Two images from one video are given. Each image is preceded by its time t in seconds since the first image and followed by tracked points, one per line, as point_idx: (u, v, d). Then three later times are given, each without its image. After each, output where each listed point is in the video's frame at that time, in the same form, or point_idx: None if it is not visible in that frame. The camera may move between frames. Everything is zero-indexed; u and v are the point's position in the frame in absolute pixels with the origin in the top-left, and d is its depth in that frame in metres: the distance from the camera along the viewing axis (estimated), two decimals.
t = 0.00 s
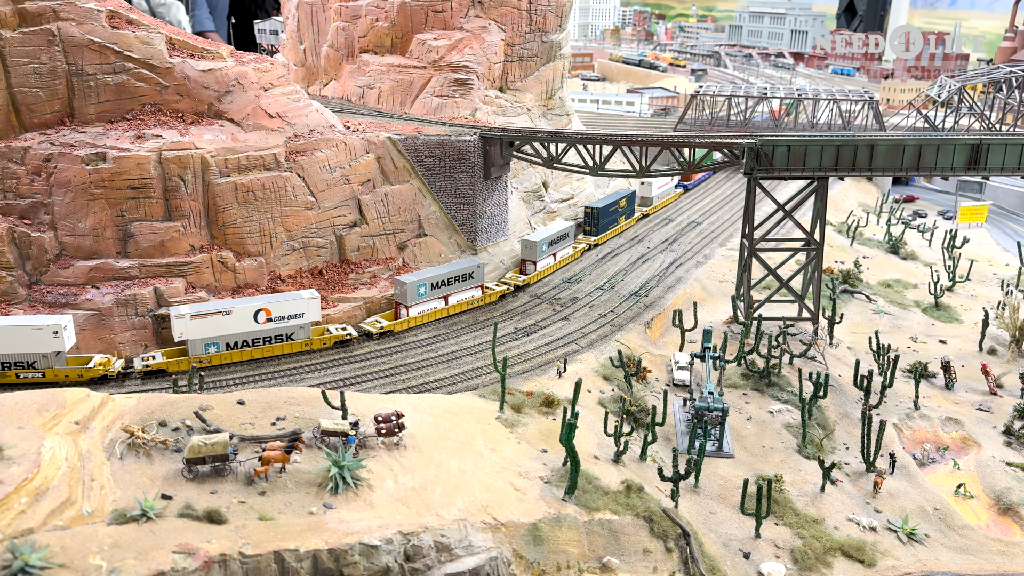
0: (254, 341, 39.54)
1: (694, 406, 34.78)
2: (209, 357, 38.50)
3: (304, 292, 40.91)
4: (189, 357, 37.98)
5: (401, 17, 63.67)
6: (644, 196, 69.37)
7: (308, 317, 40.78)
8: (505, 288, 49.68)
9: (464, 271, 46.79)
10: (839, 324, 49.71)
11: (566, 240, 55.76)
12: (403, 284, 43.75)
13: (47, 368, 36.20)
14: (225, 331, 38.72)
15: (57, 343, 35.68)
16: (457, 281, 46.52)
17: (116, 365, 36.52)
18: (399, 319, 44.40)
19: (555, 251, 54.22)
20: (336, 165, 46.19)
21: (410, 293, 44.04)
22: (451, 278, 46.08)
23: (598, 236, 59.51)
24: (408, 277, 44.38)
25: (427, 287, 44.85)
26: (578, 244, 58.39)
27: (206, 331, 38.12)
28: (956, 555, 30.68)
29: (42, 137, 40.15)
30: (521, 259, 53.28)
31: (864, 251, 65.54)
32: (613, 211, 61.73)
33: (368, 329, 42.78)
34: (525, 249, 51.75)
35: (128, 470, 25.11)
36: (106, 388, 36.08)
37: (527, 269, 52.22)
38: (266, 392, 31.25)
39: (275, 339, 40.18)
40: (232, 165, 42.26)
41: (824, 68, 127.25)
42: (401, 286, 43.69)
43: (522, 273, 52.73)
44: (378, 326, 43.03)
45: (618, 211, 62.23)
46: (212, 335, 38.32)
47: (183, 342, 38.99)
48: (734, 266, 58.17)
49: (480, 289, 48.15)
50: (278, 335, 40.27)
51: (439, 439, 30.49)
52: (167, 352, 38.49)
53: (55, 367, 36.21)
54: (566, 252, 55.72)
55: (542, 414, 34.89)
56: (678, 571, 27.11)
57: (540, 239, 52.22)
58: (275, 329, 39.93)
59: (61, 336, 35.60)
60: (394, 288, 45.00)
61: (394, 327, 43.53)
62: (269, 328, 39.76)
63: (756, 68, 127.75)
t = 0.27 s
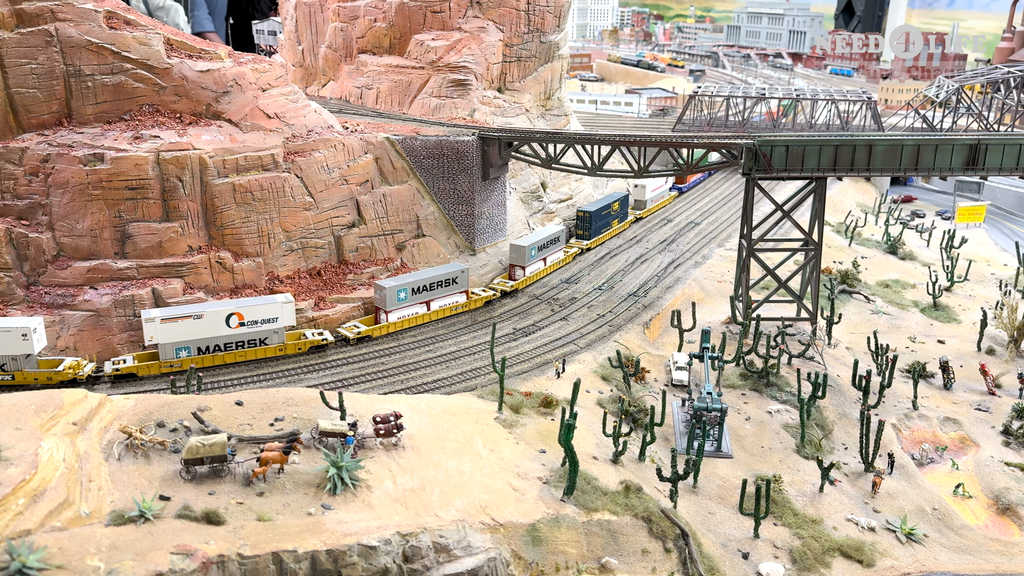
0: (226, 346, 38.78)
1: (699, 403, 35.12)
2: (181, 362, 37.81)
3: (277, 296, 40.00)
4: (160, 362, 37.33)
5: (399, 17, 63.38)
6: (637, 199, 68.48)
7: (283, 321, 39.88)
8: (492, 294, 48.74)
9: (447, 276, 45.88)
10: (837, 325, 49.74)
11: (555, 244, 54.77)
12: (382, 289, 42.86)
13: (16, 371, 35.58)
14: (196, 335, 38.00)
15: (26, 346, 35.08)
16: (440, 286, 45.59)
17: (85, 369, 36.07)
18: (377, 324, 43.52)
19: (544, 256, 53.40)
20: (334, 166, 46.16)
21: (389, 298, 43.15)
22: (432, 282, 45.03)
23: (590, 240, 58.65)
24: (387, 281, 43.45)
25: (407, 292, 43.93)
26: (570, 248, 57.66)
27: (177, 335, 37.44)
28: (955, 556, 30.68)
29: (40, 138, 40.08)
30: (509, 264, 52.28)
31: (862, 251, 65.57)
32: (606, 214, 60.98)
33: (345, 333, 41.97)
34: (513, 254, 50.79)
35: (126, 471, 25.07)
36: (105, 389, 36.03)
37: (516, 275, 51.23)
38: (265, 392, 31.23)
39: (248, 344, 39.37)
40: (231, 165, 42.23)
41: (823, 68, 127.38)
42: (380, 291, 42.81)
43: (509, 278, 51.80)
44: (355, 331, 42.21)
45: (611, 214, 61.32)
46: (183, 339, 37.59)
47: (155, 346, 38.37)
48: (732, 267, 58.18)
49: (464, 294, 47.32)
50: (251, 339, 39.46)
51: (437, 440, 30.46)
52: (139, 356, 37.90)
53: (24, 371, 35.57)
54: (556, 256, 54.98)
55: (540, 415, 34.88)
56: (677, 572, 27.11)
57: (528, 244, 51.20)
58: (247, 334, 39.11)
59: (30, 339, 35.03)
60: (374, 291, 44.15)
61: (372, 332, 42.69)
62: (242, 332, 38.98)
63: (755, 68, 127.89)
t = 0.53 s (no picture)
0: (198, 350, 38.15)
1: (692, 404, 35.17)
2: (153, 366, 37.21)
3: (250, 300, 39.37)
4: (131, 365, 36.74)
5: (397, 17, 63.44)
6: (630, 202, 67.59)
7: (257, 325, 39.27)
8: (477, 299, 47.90)
9: (430, 280, 45.25)
10: (835, 324, 49.77)
11: (546, 248, 53.84)
12: (361, 293, 42.40)
13: None
14: (168, 338, 37.37)
15: None
16: (422, 291, 44.96)
17: (55, 372, 35.59)
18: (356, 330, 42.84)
19: (534, 260, 52.43)
20: (332, 166, 46.15)
21: (369, 302, 42.61)
22: (413, 287, 44.43)
23: (582, 243, 57.73)
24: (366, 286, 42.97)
25: (388, 296, 43.37)
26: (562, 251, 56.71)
27: (149, 338, 36.81)
28: (953, 555, 30.70)
29: (37, 138, 39.99)
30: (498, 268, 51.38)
31: (860, 251, 65.61)
32: (599, 217, 59.91)
33: (322, 338, 41.37)
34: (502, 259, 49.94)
35: (123, 472, 25.02)
36: (102, 390, 36.01)
37: (504, 279, 50.49)
38: (263, 393, 31.20)
39: (221, 347, 38.76)
40: (228, 166, 42.21)
41: (820, 69, 127.55)
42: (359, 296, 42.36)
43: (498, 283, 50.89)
44: (333, 336, 41.58)
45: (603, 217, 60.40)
46: (155, 343, 36.97)
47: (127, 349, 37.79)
48: (730, 267, 58.20)
49: (448, 299, 46.57)
50: (224, 343, 38.82)
51: (435, 440, 30.43)
52: (110, 359, 37.35)
53: None
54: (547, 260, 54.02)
55: (539, 415, 34.87)
56: (675, 572, 27.12)
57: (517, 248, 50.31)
58: (219, 338, 38.47)
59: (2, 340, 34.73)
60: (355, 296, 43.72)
61: (350, 336, 42.02)
62: (215, 336, 38.37)
63: (752, 69, 128.09)
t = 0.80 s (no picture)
0: (171, 353, 37.59)
1: (688, 406, 34.76)
2: (125, 369, 36.78)
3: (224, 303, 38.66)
4: (102, 368, 36.34)
5: (395, 17, 63.37)
6: (623, 205, 66.88)
7: (231, 329, 38.59)
8: (462, 303, 47.10)
9: (412, 285, 44.49)
10: (833, 324, 49.80)
11: (536, 251, 52.90)
12: (340, 297, 41.36)
13: None
14: (140, 341, 36.87)
15: None
16: (403, 295, 44.04)
17: (26, 374, 35.18)
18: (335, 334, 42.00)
19: (523, 265, 51.48)
20: (330, 166, 46.13)
21: (347, 306, 41.64)
22: (394, 291, 43.49)
23: (574, 247, 56.99)
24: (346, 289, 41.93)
25: (367, 300, 42.39)
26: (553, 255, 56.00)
27: (120, 341, 36.34)
28: (951, 554, 30.73)
29: (34, 138, 39.93)
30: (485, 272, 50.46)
31: (858, 251, 65.62)
32: (590, 220, 59.14)
33: (298, 342, 40.54)
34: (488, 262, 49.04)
35: (120, 472, 24.97)
36: (99, 390, 35.98)
37: (491, 284, 49.48)
38: (260, 393, 31.15)
39: (193, 351, 38.07)
40: (226, 166, 42.15)
41: (818, 69, 127.65)
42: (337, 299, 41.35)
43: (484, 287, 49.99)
44: (309, 340, 40.74)
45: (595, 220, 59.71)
46: (126, 346, 36.51)
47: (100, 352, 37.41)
48: (728, 266, 58.20)
49: (430, 304, 45.77)
50: (198, 347, 38.21)
51: (433, 440, 30.38)
52: (83, 361, 36.98)
53: None
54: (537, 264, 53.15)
55: (537, 415, 34.85)
56: (673, 572, 27.12)
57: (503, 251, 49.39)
58: (191, 341, 37.83)
59: None
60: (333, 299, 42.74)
61: (327, 341, 41.23)
62: (187, 340, 37.76)
63: (750, 69, 128.20)
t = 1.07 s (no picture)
0: (142, 357, 37.16)
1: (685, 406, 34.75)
2: (96, 372, 36.42)
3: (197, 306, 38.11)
4: (73, 371, 36.02)
5: (393, 17, 63.49)
6: (617, 207, 65.89)
7: (203, 333, 38.02)
8: (446, 308, 46.39)
9: (393, 288, 43.68)
10: (831, 324, 49.83)
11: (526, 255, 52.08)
12: (317, 301, 40.73)
13: None
14: (112, 344, 36.48)
15: None
16: (384, 299, 43.26)
17: None
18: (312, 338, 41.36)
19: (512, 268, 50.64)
20: (327, 166, 46.13)
21: (324, 310, 40.97)
22: (374, 295, 42.77)
23: (565, 250, 56.31)
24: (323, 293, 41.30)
25: (345, 304, 41.70)
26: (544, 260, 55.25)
27: (91, 344, 35.98)
28: (949, 553, 30.76)
29: (31, 138, 39.92)
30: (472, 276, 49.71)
31: (855, 251, 65.65)
32: (583, 223, 58.20)
33: (274, 346, 39.90)
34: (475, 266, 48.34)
35: (118, 473, 24.95)
36: (96, 391, 35.95)
37: (478, 288, 48.75)
38: (258, 393, 31.12)
39: (165, 355, 37.58)
40: (223, 166, 42.10)
41: (815, 68, 127.76)
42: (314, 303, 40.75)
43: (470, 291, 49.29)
44: (284, 344, 40.06)
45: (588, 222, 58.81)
46: (97, 349, 36.14)
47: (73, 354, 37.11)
48: (726, 266, 58.23)
49: (412, 308, 44.99)
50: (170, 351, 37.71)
51: (431, 440, 30.36)
52: (56, 363, 36.68)
53: None
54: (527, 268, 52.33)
55: (534, 415, 34.85)
56: (671, 571, 27.12)
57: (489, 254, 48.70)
58: (162, 345, 37.35)
59: None
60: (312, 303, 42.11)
61: (304, 345, 40.55)
62: (159, 343, 37.28)
63: (748, 69, 128.32)
